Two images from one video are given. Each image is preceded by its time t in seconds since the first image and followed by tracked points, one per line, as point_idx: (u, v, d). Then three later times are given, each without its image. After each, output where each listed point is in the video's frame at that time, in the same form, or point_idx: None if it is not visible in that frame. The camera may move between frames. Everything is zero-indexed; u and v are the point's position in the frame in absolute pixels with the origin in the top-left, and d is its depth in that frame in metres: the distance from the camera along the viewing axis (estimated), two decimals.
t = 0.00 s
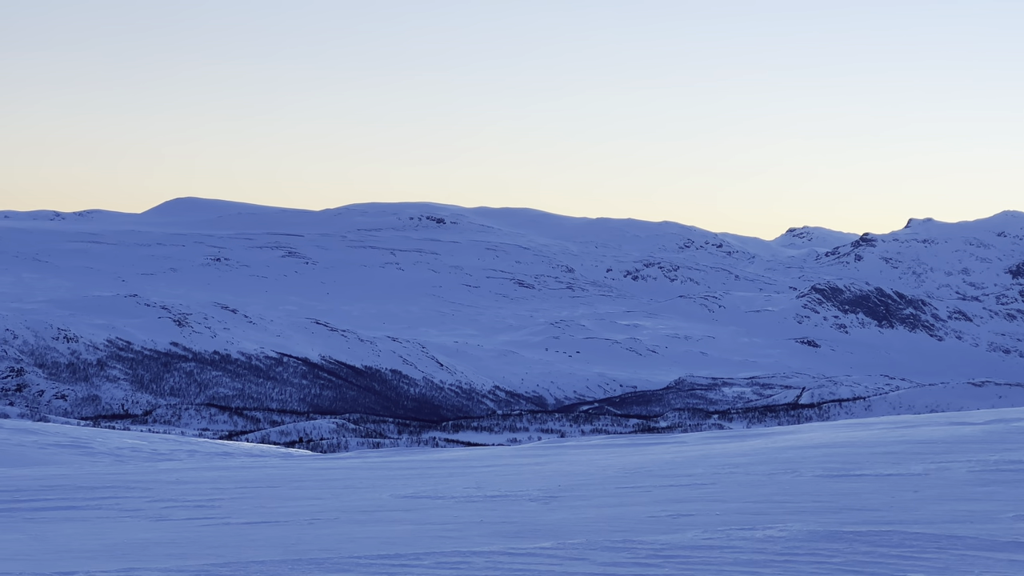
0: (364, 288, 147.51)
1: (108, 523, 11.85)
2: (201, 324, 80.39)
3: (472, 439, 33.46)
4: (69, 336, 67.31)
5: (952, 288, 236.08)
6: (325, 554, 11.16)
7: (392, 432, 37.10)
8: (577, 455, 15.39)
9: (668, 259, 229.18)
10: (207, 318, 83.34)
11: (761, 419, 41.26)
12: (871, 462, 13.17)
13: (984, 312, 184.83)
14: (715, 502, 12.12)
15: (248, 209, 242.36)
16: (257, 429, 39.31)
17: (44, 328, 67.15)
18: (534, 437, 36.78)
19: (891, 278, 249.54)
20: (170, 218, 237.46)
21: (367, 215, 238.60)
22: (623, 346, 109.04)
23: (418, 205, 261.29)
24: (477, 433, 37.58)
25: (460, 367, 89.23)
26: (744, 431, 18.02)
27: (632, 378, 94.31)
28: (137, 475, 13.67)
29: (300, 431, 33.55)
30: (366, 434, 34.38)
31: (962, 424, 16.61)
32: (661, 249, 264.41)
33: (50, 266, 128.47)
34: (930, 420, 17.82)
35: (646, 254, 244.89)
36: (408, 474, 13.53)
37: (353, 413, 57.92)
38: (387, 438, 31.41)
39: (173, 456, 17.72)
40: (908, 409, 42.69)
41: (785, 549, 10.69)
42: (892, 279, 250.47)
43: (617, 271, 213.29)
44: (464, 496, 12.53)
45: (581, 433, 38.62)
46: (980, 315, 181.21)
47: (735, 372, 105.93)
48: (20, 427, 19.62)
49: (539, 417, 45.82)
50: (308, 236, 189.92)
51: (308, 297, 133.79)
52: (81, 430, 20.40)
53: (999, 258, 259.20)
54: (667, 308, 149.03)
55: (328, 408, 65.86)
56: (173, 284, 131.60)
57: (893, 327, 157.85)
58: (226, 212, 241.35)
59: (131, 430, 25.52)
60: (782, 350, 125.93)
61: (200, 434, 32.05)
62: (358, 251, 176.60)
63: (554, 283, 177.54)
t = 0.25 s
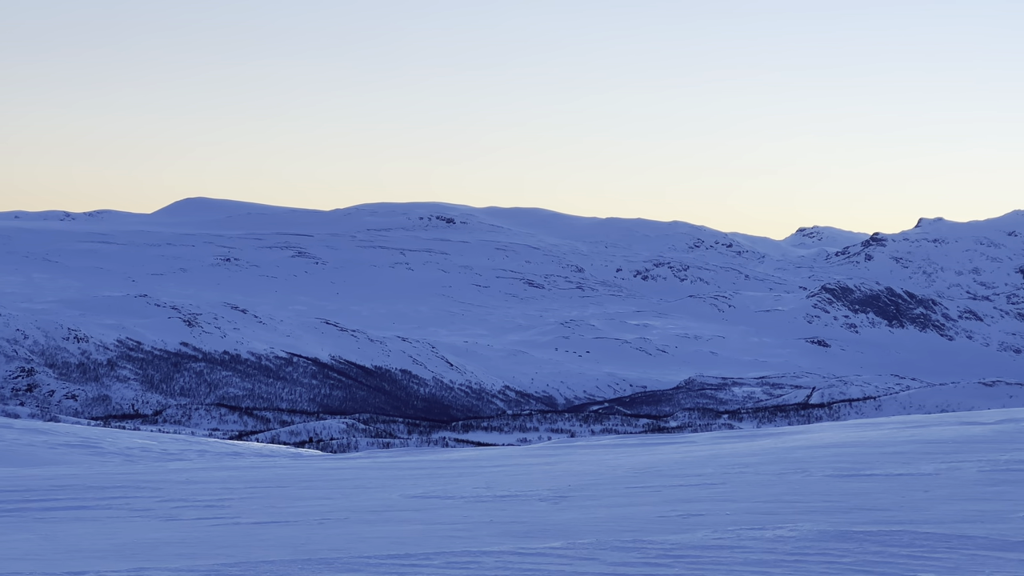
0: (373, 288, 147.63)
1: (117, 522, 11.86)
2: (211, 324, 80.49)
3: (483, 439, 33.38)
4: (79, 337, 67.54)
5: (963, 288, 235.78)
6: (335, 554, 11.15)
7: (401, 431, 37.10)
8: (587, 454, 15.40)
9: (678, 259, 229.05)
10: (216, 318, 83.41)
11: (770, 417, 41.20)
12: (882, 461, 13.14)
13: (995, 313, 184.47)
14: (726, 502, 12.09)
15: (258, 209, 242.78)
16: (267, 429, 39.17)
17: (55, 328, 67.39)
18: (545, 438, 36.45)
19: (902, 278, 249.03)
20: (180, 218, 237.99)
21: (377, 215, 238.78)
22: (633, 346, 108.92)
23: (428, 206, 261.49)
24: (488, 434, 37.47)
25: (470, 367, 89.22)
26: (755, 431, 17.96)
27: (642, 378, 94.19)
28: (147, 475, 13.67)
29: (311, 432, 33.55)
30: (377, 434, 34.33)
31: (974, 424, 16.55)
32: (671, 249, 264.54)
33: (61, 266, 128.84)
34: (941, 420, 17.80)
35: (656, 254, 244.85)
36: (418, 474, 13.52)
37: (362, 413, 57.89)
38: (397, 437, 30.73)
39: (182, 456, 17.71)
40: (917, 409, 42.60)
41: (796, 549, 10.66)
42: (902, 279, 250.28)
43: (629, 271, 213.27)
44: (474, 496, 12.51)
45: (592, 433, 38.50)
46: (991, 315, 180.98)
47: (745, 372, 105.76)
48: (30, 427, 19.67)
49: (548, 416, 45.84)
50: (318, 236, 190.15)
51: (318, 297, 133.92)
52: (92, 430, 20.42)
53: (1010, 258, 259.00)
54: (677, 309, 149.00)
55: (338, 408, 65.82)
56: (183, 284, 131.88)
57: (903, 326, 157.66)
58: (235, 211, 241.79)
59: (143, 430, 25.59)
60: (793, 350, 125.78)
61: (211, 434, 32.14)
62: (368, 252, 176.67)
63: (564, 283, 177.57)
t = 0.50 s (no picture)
0: (381, 287, 147.77)
1: (127, 522, 11.87)
2: (219, 324, 80.55)
3: (491, 441, 33.23)
4: (88, 336, 67.67)
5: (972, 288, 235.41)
6: (343, 553, 11.15)
7: (411, 431, 37.11)
8: (597, 454, 15.40)
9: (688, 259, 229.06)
10: (224, 318, 83.44)
11: (778, 417, 41.17)
12: (890, 462, 13.14)
13: (1004, 313, 184.31)
14: (734, 501, 12.09)
15: (266, 209, 243.19)
16: (275, 429, 39.18)
17: (63, 328, 67.55)
18: (553, 438, 36.35)
19: (911, 277, 248.80)
20: (189, 218, 238.43)
21: (386, 215, 238.98)
22: (641, 346, 108.89)
23: (437, 206, 261.56)
24: (496, 434, 37.46)
25: (478, 367, 89.21)
26: (762, 431, 17.90)
27: (650, 378, 94.11)
28: (157, 475, 13.68)
29: (319, 431, 33.56)
30: (385, 434, 34.31)
31: (982, 424, 16.50)
32: (680, 248, 264.64)
33: (69, 266, 129.13)
34: (950, 420, 17.76)
35: (664, 254, 244.77)
36: (426, 473, 13.52)
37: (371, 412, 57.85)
38: (406, 438, 30.55)
39: (190, 456, 17.70)
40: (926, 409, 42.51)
41: (804, 549, 10.67)
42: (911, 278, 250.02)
43: (637, 271, 213.21)
44: (482, 496, 12.52)
45: (600, 432, 38.38)
46: (1000, 316, 180.85)
47: (753, 372, 105.62)
48: (39, 427, 19.70)
49: (556, 415, 45.83)
50: (327, 236, 190.40)
51: (326, 297, 134.10)
52: (102, 429, 20.47)
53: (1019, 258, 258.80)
54: (686, 309, 148.98)
55: (346, 408, 65.80)
56: (192, 283, 132.02)
57: (912, 326, 157.50)
58: (243, 211, 242.09)
59: (152, 430, 25.64)
60: (801, 350, 125.64)
61: (222, 434, 32.18)
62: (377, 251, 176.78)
63: (573, 283, 177.53)
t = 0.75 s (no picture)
0: (388, 288, 147.85)
1: (134, 522, 11.88)
2: (226, 324, 80.61)
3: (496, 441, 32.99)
4: (95, 336, 67.76)
5: (979, 288, 235.21)
6: (350, 554, 11.17)
7: (417, 431, 37.07)
8: (604, 454, 15.39)
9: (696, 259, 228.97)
10: (232, 319, 83.49)
11: (786, 416, 41.18)
12: (898, 462, 13.11)
13: (1012, 314, 184.17)
14: (742, 502, 12.05)
15: (273, 209, 243.28)
16: (282, 429, 39.21)
17: (71, 329, 67.67)
18: (559, 438, 36.33)
19: (919, 277, 248.49)
20: (196, 219, 238.78)
21: (393, 215, 239.20)
22: (648, 346, 108.88)
23: (444, 206, 261.71)
24: (503, 433, 37.48)
25: (485, 367, 89.20)
26: (769, 431, 17.88)
27: (657, 378, 94.07)
28: (164, 475, 13.68)
29: (326, 432, 33.57)
30: (392, 434, 34.31)
31: (986, 425, 16.50)
32: (686, 249, 264.75)
33: (76, 266, 129.38)
34: (957, 420, 17.73)
35: (670, 254, 244.80)
36: (433, 474, 13.51)
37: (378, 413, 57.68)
38: (412, 438, 30.49)
39: (197, 456, 17.69)
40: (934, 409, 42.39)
41: (811, 549, 10.67)
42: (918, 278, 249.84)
43: (644, 271, 213.13)
44: (489, 496, 12.51)
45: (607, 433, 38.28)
46: (1007, 317, 180.68)
47: (759, 372, 105.54)
48: (47, 427, 19.70)
49: (563, 415, 45.92)
50: (334, 236, 190.54)
51: (334, 297, 134.21)
52: (108, 430, 20.46)
53: None
54: (693, 309, 148.99)
55: (353, 408, 65.77)
56: (200, 284, 132.17)
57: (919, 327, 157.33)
58: (250, 211, 242.35)
59: (160, 429, 25.63)
60: (808, 350, 125.57)
61: (230, 433, 32.20)
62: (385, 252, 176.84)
63: (580, 283, 177.58)
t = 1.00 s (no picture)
0: (394, 288, 147.95)
1: (140, 522, 11.87)
2: (233, 325, 80.67)
3: (503, 441, 33.02)
4: (102, 337, 67.83)
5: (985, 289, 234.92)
6: (357, 554, 11.16)
7: (423, 432, 37.03)
8: (611, 454, 15.39)
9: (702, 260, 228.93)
10: (238, 319, 83.58)
11: (794, 417, 41.28)
12: (905, 462, 13.06)
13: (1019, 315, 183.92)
14: (749, 502, 12.03)
15: (280, 209, 243.57)
16: (290, 429, 39.27)
17: (78, 329, 67.76)
18: (566, 438, 36.35)
19: (926, 278, 248.34)
20: (203, 219, 239.16)
21: (399, 215, 239.37)
22: (655, 347, 108.85)
23: (451, 206, 261.94)
24: (509, 434, 37.50)
25: (492, 368, 89.18)
26: (777, 431, 17.84)
27: (663, 379, 93.98)
28: (170, 475, 13.68)
29: (332, 432, 33.55)
30: (399, 434, 34.29)
31: (995, 425, 16.47)
32: (693, 249, 264.76)
33: (83, 266, 129.59)
34: (966, 421, 17.66)
35: (677, 254, 244.77)
36: (439, 474, 13.49)
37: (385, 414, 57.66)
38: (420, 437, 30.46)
39: (204, 456, 17.67)
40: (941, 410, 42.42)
41: (818, 550, 10.66)
42: (925, 279, 249.63)
43: (651, 271, 213.02)
44: (496, 496, 12.50)
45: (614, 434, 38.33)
46: (1014, 317, 180.45)
47: (766, 372, 105.43)
48: (53, 427, 19.70)
49: (571, 415, 46.03)
50: (341, 236, 190.71)
51: (341, 298, 134.32)
52: (115, 430, 20.44)
53: None
54: (699, 309, 149.00)
55: (360, 409, 65.73)
56: (206, 284, 132.30)
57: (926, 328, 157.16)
58: (256, 211, 242.65)
59: (167, 429, 25.66)
60: (815, 350, 125.47)
61: (236, 434, 32.17)
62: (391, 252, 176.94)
63: (587, 284, 177.55)
